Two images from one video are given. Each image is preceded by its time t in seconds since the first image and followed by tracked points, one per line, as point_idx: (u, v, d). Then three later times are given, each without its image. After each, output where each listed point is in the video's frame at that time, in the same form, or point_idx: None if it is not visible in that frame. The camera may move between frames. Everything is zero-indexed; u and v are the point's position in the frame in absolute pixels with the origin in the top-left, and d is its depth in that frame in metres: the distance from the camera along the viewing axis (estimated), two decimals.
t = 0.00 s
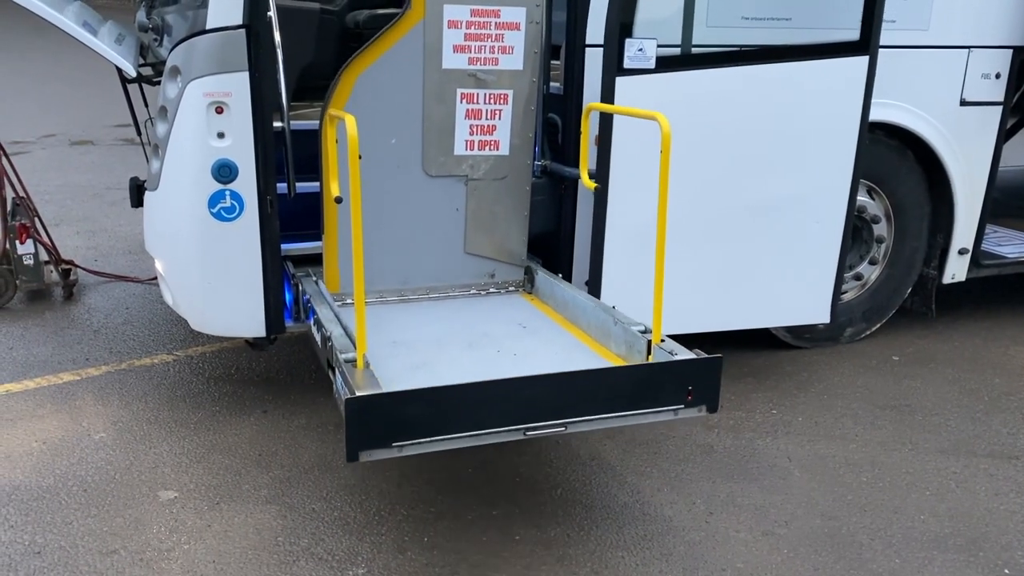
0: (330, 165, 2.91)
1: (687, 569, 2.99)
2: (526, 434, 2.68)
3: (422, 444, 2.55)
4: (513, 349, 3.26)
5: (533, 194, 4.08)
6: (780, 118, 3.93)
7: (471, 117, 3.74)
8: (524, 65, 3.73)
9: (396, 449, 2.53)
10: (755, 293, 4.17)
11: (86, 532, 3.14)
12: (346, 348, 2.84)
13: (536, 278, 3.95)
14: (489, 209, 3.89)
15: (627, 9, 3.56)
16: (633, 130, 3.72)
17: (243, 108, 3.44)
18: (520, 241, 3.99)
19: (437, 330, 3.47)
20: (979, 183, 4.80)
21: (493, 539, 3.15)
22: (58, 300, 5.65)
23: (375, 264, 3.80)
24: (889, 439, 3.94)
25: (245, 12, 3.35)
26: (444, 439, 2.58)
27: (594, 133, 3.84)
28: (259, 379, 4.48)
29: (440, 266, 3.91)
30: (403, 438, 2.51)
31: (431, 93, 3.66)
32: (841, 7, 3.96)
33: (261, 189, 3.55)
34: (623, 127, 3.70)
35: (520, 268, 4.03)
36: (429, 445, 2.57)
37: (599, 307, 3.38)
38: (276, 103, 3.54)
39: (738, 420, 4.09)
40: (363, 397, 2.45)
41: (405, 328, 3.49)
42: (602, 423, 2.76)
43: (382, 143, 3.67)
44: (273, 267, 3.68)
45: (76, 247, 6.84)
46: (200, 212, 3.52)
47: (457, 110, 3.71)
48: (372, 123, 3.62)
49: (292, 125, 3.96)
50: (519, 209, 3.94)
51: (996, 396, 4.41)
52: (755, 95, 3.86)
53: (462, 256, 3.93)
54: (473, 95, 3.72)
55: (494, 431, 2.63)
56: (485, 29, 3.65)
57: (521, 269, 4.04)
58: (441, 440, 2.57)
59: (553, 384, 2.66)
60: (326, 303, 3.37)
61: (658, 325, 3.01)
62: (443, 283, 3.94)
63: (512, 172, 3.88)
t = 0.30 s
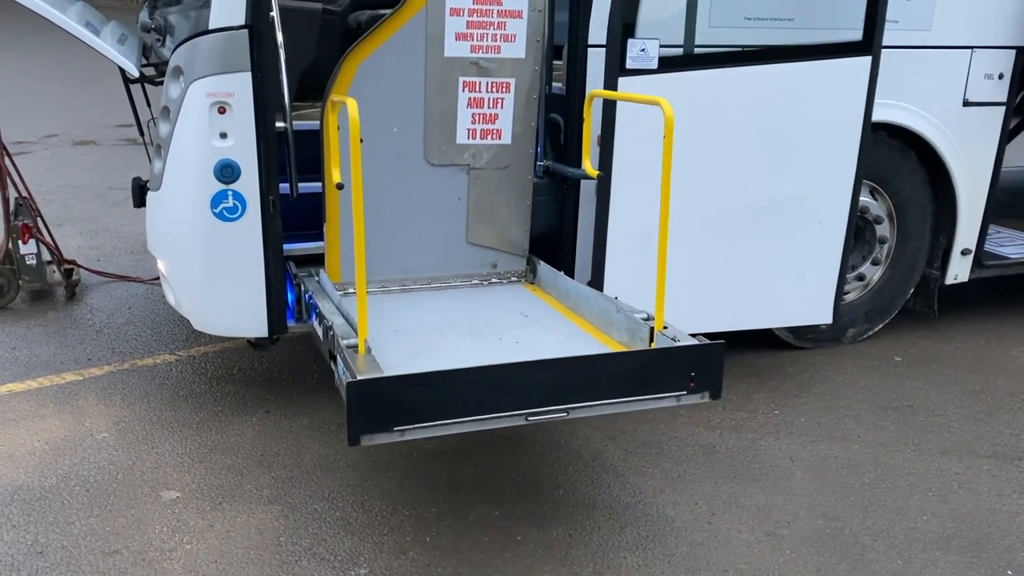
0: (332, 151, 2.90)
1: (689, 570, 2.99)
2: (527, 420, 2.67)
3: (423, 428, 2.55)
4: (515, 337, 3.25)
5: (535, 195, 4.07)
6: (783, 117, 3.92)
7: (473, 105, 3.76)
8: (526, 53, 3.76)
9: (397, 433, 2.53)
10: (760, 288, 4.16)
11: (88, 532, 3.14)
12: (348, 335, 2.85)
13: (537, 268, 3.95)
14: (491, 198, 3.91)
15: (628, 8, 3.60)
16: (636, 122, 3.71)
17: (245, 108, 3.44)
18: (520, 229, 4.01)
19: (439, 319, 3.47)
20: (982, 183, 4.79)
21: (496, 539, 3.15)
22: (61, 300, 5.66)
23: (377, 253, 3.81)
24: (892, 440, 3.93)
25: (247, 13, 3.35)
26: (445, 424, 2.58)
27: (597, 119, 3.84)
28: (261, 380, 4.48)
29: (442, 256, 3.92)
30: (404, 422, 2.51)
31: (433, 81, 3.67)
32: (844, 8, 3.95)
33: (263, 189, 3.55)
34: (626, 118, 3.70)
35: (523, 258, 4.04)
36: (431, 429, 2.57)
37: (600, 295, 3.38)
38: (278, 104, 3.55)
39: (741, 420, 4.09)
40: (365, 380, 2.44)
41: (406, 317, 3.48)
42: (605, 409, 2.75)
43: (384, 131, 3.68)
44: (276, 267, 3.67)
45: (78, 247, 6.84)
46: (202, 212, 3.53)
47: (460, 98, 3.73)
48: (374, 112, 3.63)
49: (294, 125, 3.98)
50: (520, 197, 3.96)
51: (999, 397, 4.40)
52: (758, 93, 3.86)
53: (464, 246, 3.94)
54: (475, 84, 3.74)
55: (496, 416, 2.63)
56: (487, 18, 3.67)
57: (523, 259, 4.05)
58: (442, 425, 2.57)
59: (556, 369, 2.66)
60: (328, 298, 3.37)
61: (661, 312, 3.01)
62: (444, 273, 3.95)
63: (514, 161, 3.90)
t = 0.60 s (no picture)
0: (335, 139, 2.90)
1: (692, 570, 2.99)
2: (530, 405, 2.66)
3: (425, 413, 2.54)
4: (517, 326, 3.25)
5: (537, 195, 4.05)
6: (786, 117, 3.92)
7: (475, 94, 3.78)
8: (528, 41, 3.77)
9: (399, 418, 2.52)
10: (764, 283, 4.15)
11: (91, 532, 3.14)
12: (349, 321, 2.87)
13: (540, 259, 3.94)
14: (493, 189, 3.92)
15: (631, 10, 3.59)
16: (640, 113, 3.70)
17: (247, 108, 3.44)
18: (523, 221, 4.01)
19: (441, 308, 3.46)
20: (985, 184, 4.78)
21: (498, 540, 3.15)
22: (64, 300, 5.67)
23: (379, 243, 3.82)
24: (895, 441, 3.93)
25: (251, 13, 3.35)
26: (447, 409, 2.57)
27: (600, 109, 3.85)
28: (264, 380, 4.48)
29: (444, 246, 3.93)
30: (406, 407, 2.50)
31: (435, 70, 3.68)
32: (848, 7, 3.95)
33: (266, 190, 3.55)
34: (630, 109, 3.68)
35: (525, 249, 4.05)
36: (433, 415, 2.56)
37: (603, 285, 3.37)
38: (281, 104, 3.55)
39: (743, 421, 4.08)
40: (367, 364, 2.44)
41: (409, 306, 3.48)
42: (607, 395, 2.75)
43: (386, 119, 3.69)
44: (278, 266, 3.67)
45: (81, 248, 6.85)
46: (204, 212, 3.53)
47: (462, 87, 3.74)
48: (376, 100, 3.64)
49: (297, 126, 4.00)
50: (523, 186, 3.97)
51: (1002, 397, 4.40)
52: (762, 93, 3.86)
53: (466, 236, 3.95)
54: (477, 72, 3.76)
55: (497, 401, 2.62)
56: (489, 7, 3.68)
57: (525, 250, 4.05)
58: (445, 410, 2.56)
59: (559, 354, 2.65)
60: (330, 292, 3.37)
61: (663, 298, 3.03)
62: (446, 263, 3.96)
63: (516, 150, 3.91)
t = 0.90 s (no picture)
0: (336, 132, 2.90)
1: (694, 571, 2.98)
2: (530, 395, 2.67)
3: (427, 403, 2.54)
4: (519, 318, 3.25)
5: (539, 195, 4.05)
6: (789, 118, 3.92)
7: (476, 86, 3.77)
8: (529, 34, 3.76)
9: (400, 408, 2.52)
10: (766, 279, 4.14)
11: (92, 533, 3.14)
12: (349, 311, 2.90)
13: (541, 253, 3.94)
14: (494, 185, 3.93)
15: (634, 12, 3.56)
16: (642, 107, 3.69)
17: (249, 108, 3.44)
18: (525, 219, 4.01)
19: (443, 301, 3.46)
20: (987, 184, 4.77)
21: (499, 540, 3.14)
22: (66, 300, 5.67)
23: (380, 236, 3.82)
24: (897, 442, 3.92)
25: (252, 14, 3.35)
26: (449, 399, 2.57)
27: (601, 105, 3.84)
28: (265, 380, 4.48)
29: (445, 240, 3.93)
30: (407, 396, 2.50)
31: (436, 61, 3.68)
32: (850, 6, 3.95)
33: (267, 190, 3.55)
34: (632, 102, 3.67)
35: (527, 242, 4.03)
36: (435, 404, 2.56)
37: (605, 278, 3.36)
38: (283, 104, 3.55)
39: (745, 422, 4.08)
40: (367, 355, 2.44)
41: (410, 299, 3.47)
42: (608, 385, 2.74)
43: (387, 112, 3.69)
44: (279, 264, 3.67)
45: (83, 248, 6.86)
46: (206, 212, 3.52)
47: (463, 79, 3.74)
48: (377, 92, 3.64)
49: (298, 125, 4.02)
50: (525, 184, 3.97)
51: (1005, 398, 4.39)
52: (764, 94, 3.85)
53: (467, 229, 3.95)
54: (478, 64, 3.76)
55: (499, 392, 2.61)
56: None
57: (527, 243, 4.04)
58: (447, 400, 2.56)
59: (560, 344, 2.64)
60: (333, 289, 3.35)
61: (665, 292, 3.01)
62: (447, 257, 3.95)
63: (518, 143, 3.91)
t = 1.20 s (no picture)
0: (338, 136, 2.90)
1: (696, 571, 2.98)
2: (532, 398, 2.66)
3: (428, 406, 2.54)
4: (520, 320, 3.24)
5: (540, 195, 4.04)
6: (790, 118, 3.91)
7: (478, 88, 3.77)
8: (532, 35, 3.76)
9: (402, 410, 2.52)
10: (768, 280, 4.14)
11: (94, 532, 3.14)
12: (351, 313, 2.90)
13: (544, 254, 3.94)
14: (496, 185, 3.92)
15: (637, 10, 3.54)
16: (644, 108, 3.69)
17: (251, 108, 3.44)
18: (527, 220, 4.01)
19: (444, 302, 3.46)
20: (990, 185, 4.76)
21: (501, 541, 3.14)
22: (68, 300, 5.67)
23: (381, 238, 3.82)
24: (899, 442, 3.92)
25: (254, 13, 3.35)
26: (451, 402, 2.57)
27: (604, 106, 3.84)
28: (267, 380, 4.49)
29: (447, 241, 3.93)
30: (409, 398, 2.50)
31: (438, 62, 3.68)
32: (852, 6, 3.95)
33: (270, 190, 3.55)
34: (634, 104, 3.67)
35: (529, 243, 4.04)
36: (437, 407, 2.56)
37: (607, 280, 3.36)
38: (285, 104, 3.55)
39: (747, 422, 4.08)
40: (369, 356, 2.44)
41: (411, 300, 3.47)
42: (610, 387, 2.74)
43: (388, 113, 3.69)
44: (281, 264, 3.67)
45: (85, 247, 6.86)
46: (208, 212, 3.52)
47: (465, 81, 3.74)
48: (379, 93, 3.64)
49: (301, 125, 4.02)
50: (527, 184, 3.97)
51: (1007, 399, 4.38)
52: (765, 94, 3.85)
53: (468, 230, 3.95)
54: (480, 66, 3.76)
55: (501, 394, 2.61)
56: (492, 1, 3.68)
57: (529, 244, 4.05)
58: (448, 402, 2.56)
59: (561, 346, 2.64)
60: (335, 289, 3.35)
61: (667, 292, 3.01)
62: (448, 258, 3.96)
63: (519, 145, 3.91)
